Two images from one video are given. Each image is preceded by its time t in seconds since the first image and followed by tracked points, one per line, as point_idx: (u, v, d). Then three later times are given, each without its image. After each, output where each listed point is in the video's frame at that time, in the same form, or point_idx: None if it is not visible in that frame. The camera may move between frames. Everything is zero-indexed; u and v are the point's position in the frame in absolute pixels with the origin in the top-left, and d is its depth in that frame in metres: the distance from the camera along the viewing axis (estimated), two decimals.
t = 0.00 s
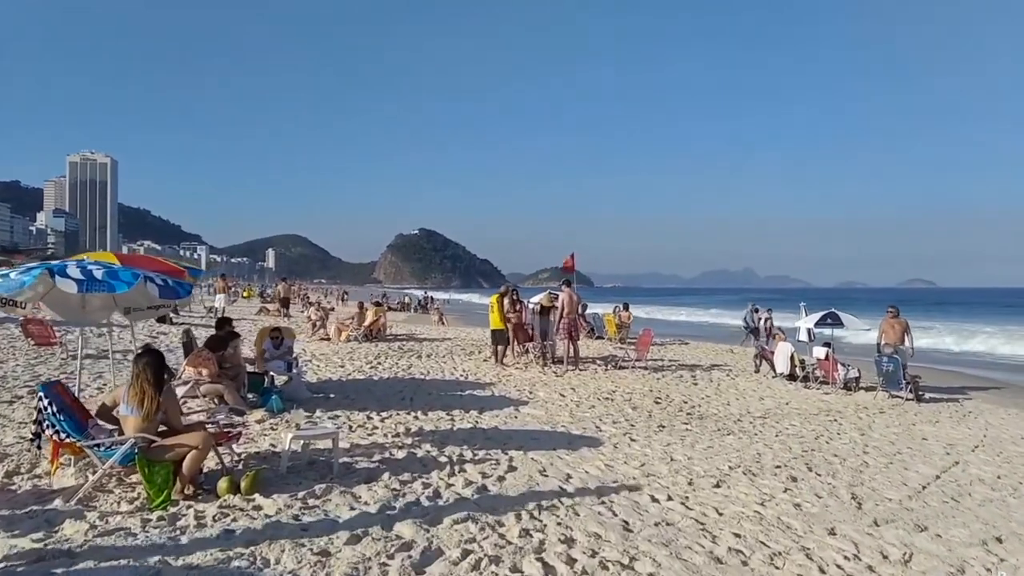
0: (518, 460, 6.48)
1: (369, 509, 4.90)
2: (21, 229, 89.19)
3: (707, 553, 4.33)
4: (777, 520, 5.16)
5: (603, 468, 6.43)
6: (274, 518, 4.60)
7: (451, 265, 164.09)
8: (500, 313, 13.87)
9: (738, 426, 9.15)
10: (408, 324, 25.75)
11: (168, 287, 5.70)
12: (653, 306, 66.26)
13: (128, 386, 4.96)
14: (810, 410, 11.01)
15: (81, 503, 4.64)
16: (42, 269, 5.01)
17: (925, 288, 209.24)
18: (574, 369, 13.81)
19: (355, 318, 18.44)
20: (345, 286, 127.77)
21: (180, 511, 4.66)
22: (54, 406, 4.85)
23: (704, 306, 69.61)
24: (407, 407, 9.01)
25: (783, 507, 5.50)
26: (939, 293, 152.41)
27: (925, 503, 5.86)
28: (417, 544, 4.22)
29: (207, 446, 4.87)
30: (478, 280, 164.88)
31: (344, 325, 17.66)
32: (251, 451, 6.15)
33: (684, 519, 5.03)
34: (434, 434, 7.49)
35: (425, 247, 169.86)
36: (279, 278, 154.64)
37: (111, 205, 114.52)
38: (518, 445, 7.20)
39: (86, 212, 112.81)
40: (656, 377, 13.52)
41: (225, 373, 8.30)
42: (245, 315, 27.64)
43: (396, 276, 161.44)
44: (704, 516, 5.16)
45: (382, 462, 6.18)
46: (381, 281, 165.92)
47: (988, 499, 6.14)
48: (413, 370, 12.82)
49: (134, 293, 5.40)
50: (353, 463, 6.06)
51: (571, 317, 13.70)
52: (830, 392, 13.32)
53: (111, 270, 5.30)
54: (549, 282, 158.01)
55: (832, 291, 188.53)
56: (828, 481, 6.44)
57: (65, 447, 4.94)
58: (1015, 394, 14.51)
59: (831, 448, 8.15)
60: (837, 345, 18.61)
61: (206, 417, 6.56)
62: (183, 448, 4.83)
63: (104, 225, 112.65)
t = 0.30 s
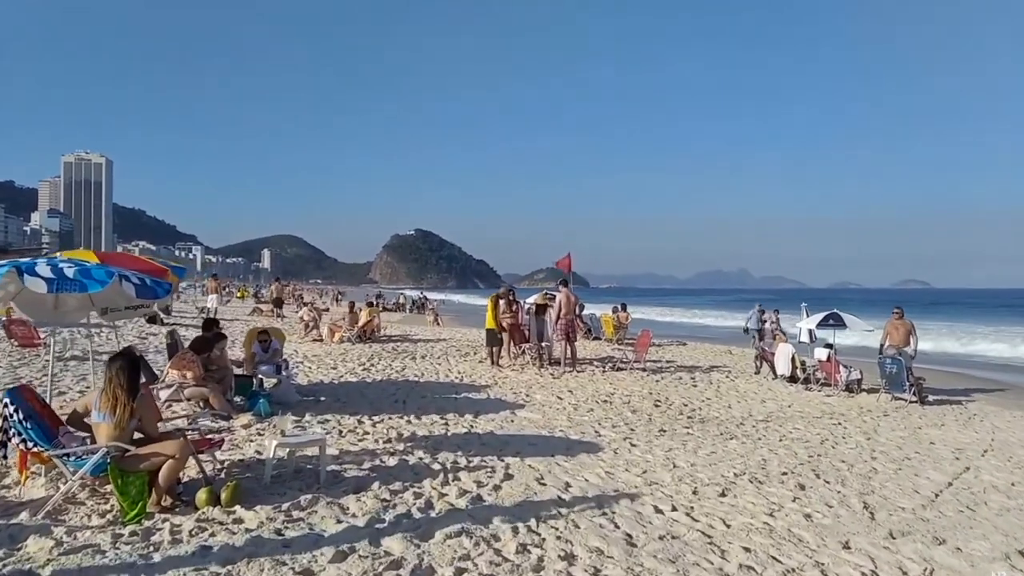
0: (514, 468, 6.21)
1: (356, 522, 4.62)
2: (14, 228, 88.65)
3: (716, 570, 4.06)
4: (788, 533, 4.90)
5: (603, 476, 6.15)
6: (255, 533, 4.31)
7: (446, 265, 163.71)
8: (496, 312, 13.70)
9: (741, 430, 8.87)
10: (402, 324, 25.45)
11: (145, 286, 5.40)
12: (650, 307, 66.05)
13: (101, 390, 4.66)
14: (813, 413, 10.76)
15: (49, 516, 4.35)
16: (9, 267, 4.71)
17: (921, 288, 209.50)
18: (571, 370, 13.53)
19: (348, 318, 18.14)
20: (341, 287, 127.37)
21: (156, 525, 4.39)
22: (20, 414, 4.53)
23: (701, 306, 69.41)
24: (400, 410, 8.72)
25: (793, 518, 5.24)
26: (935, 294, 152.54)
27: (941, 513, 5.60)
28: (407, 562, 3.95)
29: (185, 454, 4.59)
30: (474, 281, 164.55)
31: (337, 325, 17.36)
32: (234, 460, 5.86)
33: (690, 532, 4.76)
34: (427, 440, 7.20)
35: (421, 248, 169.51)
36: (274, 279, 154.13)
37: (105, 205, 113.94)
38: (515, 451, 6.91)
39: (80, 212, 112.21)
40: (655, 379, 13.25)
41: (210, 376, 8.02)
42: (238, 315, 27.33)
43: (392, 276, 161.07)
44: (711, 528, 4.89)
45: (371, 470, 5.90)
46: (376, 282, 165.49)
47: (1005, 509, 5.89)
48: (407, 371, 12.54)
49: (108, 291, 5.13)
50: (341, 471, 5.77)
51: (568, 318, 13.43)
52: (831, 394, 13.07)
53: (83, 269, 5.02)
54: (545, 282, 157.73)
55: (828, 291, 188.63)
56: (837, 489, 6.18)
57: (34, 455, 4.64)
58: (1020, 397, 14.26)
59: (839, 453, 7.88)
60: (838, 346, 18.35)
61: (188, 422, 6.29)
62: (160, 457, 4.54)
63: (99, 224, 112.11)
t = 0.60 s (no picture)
0: (508, 476, 5.92)
1: (338, 538, 4.32)
2: (5, 228, 87.98)
3: None
4: (799, 547, 4.62)
5: (601, 485, 5.87)
6: (228, 551, 4.02)
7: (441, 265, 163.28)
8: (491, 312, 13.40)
9: (743, 434, 8.59)
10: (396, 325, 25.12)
11: (113, 285, 5.09)
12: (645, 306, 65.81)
13: (64, 398, 4.33)
14: (815, 416, 10.48)
15: (7, 534, 4.05)
16: None
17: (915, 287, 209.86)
18: (567, 372, 13.23)
19: (340, 318, 17.82)
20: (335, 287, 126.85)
21: (122, 543, 4.10)
22: None
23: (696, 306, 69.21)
24: (390, 414, 8.41)
25: (803, 530, 4.96)
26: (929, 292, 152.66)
27: (958, 524, 5.32)
28: None
29: (155, 466, 4.29)
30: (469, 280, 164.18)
31: (329, 326, 17.02)
32: (212, 469, 5.56)
33: (695, 547, 4.48)
34: (418, 446, 6.90)
35: (415, 247, 169.06)
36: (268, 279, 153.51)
37: (98, 204, 113.25)
38: (509, 458, 6.61)
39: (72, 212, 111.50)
40: (652, 380, 12.97)
41: (192, 380, 7.68)
42: (229, 316, 26.97)
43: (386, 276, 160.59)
44: (717, 543, 4.61)
45: (357, 480, 5.60)
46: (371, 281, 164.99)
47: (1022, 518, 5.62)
48: (399, 373, 12.23)
49: (73, 291, 4.81)
50: (325, 482, 5.47)
51: (564, 318, 13.14)
52: (833, 395, 12.80)
53: (46, 267, 4.71)
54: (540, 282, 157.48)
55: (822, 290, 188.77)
56: (846, 498, 5.91)
57: None
58: None
59: (845, 458, 7.61)
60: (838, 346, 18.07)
61: (164, 430, 5.98)
62: (129, 468, 4.24)
63: (92, 224, 111.45)
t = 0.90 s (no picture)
0: (492, 485, 5.62)
1: (307, 556, 4.00)
2: None
3: None
4: (800, 561, 4.36)
5: (590, 494, 5.57)
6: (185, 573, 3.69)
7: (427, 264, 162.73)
8: (479, 311, 13.04)
9: (735, 437, 8.33)
10: (380, 324, 24.74)
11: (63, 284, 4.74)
12: (632, 305, 65.67)
13: (11, 407, 3.97)
14: (806, 417, 10.26)
15: None
16: None
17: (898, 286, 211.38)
18: (554, 372, 12.94)
19: (322, 318, 17.46)
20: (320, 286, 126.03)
21: (70, 565, 3.78)
22: None
23: (682, 304, 69.15)
24: (369, 418, 8.08)
25: (803, 542, 4.70)
26: (912, 291, 153.82)
27: (964, 535, 5.08)
28: None
29: (109, 480, 3.96)
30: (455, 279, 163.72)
31: (309, 326, 16.63)
32: (177, 480, 5.23)
33: (691, 564, 4.20)
34: (397, 452, 6.58)
35: (401, 246, 168.34)
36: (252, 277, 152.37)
37: (78, 202, 111.80)
38: (493, 464, 6.31)
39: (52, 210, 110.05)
40: (640, 381, 12.71)
41: (161, 382, 7.31)
42: (210, 315, 26.53)
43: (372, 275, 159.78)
44: (713, 557, 4.33)
45: (332, 490, 5.28)
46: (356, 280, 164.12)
47: None
48: (381, 374, 11.90)
49: (19, 291, 4.45)
50: (296, 492, 5.16)
51: (550, 318, 12.85)
52: (823, 395, 12.59)
53: None
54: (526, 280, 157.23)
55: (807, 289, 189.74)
56: (846, 506, 5.65)
57: None
58: (1015, 398, 13.84)
59: (841, 462, 7.36)
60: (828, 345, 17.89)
61: (126, 437, 5.63)
62: (81, 484, 3.90)
63: (73, 222, 110.11)
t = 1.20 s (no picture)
0: (485, 493, 5.32)
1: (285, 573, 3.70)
2: None
3: None
4: None
5: (589, 503, 5.28)
6: None
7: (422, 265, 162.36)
8: (474, 312, 12.73)
9: (737, 441, 8.05)
10: (374, 325, 24.42)
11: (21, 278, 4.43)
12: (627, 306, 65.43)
13: None
14: (809, 420, 9.99)
15: None
16: None
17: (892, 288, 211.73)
18: (549, 374, 12.65)
19: (313, 319, 17.15)
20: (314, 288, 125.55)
21: None
22: None
23: (677, 306, 68.94)
24: (358, 422, 7.77)
25: (817, 555, 4.42)
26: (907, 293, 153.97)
27: (985, 547, 4.80)
28: None
29: (71, 492, 3.67)
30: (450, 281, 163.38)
31: (300, 326, 16.31)
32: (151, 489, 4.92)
33: None
34: (386, 458, 6.28)
35: (396, 248, 167.95)
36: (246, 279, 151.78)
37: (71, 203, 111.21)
38: (487, 471, 6.01)
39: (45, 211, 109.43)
40: (638, 383, 12.42)
41: (140, 385, 6.98)
42: (202, 316, 26.21)
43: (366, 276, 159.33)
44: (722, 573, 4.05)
45: (315, 499, 4.98)
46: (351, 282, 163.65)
47: None
48: (372, 376, 11.60)
49: None
50: (277, 502, 4.85)
51: (546, 318, 12.57)
52: (824, 398, 12.32)
53: None
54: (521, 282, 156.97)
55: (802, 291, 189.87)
56: (858, 515, 5.37)
57: None
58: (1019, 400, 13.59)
59: (849, 468, 7.08)
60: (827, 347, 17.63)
61: (97, 443, 5.33)
62: (38, 495, 3.61)
63: (66, 224, 109.55)
